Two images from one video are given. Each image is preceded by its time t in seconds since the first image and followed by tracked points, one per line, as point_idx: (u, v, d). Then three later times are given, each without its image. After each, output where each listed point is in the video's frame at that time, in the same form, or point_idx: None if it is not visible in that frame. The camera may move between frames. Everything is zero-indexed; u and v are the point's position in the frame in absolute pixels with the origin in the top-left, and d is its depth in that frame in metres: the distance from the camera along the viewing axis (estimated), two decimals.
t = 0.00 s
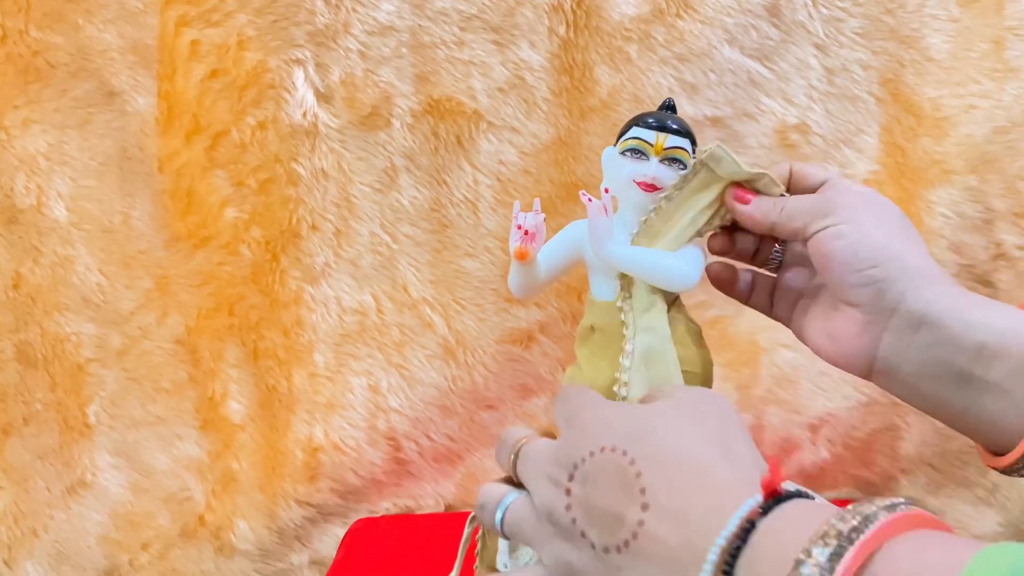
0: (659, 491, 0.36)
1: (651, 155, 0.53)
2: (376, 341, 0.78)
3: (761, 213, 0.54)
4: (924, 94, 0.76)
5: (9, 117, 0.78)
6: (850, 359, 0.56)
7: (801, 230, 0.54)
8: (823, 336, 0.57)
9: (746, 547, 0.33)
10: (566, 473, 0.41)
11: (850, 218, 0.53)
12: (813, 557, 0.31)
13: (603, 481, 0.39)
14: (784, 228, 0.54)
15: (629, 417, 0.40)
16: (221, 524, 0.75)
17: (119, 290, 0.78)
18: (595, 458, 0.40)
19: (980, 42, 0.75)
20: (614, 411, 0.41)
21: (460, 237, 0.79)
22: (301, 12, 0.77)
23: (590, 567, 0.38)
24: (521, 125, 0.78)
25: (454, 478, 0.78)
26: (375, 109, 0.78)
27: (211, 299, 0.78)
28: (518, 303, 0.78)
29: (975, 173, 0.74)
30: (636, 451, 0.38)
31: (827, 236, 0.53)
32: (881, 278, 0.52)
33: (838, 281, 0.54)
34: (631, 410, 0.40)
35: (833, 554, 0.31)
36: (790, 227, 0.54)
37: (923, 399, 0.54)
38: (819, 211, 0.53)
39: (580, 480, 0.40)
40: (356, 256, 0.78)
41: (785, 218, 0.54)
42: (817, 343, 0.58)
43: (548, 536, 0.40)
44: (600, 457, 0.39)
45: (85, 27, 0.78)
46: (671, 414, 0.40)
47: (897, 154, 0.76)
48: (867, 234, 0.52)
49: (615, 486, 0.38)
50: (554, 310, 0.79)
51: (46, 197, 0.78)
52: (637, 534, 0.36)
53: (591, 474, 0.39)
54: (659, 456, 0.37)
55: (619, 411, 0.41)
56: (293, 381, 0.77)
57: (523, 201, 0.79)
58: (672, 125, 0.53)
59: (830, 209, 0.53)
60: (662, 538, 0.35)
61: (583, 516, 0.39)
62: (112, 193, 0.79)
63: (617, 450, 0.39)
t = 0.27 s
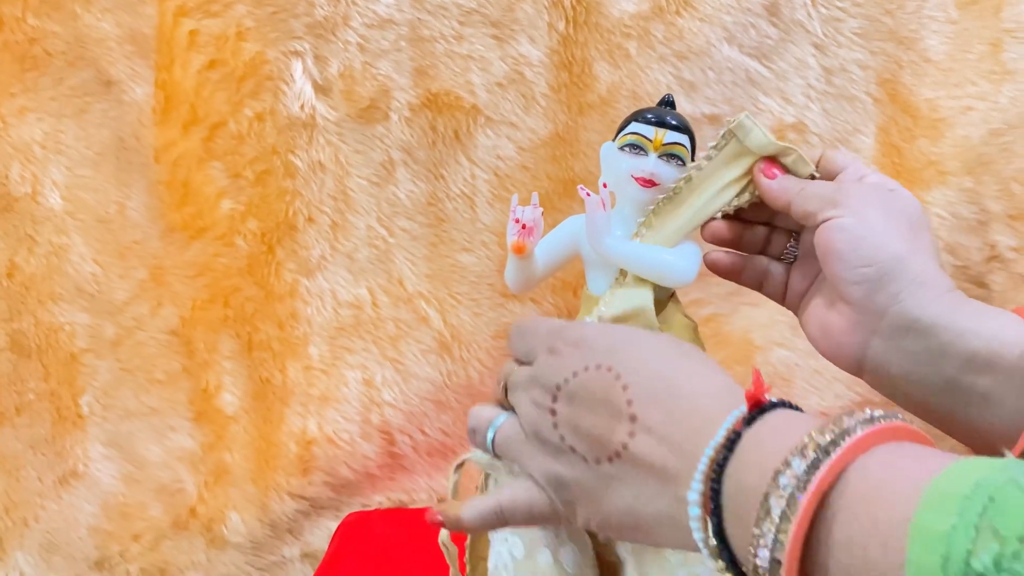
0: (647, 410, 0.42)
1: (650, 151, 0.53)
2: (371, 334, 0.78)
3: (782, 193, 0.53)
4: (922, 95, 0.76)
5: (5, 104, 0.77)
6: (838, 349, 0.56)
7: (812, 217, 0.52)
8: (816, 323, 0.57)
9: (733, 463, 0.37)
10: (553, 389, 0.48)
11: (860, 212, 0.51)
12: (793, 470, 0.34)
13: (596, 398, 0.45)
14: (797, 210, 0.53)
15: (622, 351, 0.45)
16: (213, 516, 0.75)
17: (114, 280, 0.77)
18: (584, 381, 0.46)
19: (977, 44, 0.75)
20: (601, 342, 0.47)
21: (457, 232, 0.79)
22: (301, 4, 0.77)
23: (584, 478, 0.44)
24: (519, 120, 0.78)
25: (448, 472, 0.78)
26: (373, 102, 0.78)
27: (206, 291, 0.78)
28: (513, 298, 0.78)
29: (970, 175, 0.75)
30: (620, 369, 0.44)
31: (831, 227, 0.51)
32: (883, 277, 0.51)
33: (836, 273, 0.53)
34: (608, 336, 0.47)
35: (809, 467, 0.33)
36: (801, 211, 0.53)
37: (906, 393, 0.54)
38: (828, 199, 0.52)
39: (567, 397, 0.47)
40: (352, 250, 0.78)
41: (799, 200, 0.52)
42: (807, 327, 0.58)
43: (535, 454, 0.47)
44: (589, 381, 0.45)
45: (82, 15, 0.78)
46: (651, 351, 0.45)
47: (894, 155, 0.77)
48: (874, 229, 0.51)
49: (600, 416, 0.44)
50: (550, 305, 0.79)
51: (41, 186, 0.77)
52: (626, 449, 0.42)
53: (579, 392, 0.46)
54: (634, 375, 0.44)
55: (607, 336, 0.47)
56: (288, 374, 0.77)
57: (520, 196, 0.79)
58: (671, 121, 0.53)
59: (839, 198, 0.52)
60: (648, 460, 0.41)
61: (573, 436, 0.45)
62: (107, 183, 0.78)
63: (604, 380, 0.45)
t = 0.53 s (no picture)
0: (576, 334, 0.39)
1: (641, 152, 0.53)
2: (360, 332, 0.78)
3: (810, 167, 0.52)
4: (914, 100, 0.76)
5: None
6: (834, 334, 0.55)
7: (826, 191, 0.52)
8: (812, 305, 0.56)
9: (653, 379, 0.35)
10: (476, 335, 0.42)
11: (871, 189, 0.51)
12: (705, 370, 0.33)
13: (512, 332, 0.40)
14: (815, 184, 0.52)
15: (557, 278, 0.42)
16: (200, 511, 0.74)
17: (104, 274, 0.77)
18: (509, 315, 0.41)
19: (969, 50, 0.76)
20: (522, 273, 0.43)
21: (448, 229, 0.79)
22: None
23: (501, 405, 0.39)
24: (512, 119, 0.78)
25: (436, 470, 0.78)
26: (366, 99, 0.78)
27: (196, 286, 0.77)
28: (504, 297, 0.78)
29: (961, 180, 0.75)
30: (549, 297, 0.40)
31: (840, 204, 0.51)
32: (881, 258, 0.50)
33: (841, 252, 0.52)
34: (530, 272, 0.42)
35: (720, 369, 0.33)
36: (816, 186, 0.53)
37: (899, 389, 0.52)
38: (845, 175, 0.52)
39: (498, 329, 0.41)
40: (343, 246, 0.78)
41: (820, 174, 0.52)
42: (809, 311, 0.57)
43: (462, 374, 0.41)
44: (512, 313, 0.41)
45: (74, 7, 0.78)
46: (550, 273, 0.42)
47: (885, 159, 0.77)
48: (881, 210, 0.51)
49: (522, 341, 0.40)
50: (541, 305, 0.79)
51: (31, 178, 0.77)
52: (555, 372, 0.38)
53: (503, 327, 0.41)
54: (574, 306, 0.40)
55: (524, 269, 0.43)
56: (277, 370, 0.77)
57: (512, 195, 0.79)
58: (662, 123, 0.53)
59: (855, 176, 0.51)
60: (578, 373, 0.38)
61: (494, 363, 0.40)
62: (98, 176, 0.78)
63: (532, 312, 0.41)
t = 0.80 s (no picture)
0: (594, 401, 0.37)
1: (635, 152, 0.53)
2: (354, 329, 0.77)
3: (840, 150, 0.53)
4: (908, 103, 0.77)
5: None
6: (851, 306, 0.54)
7: (852, 168, 0.53)
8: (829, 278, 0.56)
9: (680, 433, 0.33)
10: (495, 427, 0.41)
11: (899, 166, 0.51)
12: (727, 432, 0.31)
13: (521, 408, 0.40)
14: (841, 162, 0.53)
15: (569, 343, 0.41)
16: (192, 508, 0.74)
17: (97, 269, 0.77)
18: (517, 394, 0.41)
19: (964, 54, 0.76)
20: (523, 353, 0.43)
21: (443, 228, 0.79)
22: None
23: (536, 490, 0.38)
24: (508, 118, 0.78)
25: (429, 468, 0.78)
26: (362, 96, 0.78)
27: (190, 281, 0.77)
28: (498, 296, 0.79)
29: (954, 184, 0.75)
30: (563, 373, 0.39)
31: (868, 181, 0.52)
32: (906, 229, 0.50)
33: (866, 223, 0.52)
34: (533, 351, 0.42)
35: (751, 425, 0.30)
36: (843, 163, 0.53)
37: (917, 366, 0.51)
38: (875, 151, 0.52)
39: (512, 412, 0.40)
40: (337, 243, 0.78)
41: (848, 153, 0.53)
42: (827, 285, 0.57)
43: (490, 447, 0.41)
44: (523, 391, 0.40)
45: (71, 1, 0.77)
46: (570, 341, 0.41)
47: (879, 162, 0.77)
48: (908, 184, 0.51)
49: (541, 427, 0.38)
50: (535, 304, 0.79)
51: (26, 172, 0.77)
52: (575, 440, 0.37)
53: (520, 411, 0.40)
54: (582, 370, 0.39)
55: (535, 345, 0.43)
56: (270, 366, 0.77)
57: (507, 194, 0.79)
58: (657, 123, 0.53)
59: (885, 153, 0.52)
60: (597, 438, 0.36)
61: (516, 444, 0.39)
62: (93, 171, 0.78)
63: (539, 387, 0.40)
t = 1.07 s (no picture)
0: (784, 341, 0.35)
1: (631, 153, 0.53)
2: (351, 328, 0.78)
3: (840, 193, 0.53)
4: (904, 106, 0.77)
5: None
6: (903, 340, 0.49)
7: (869, 202, 0.52)
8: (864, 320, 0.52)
9: (881, 410, 0.32)
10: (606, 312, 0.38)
11: (917, 190, 0.51)
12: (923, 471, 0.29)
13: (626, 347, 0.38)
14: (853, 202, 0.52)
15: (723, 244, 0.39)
16: (188, 506, 0.74)
17: (94, 267, 0.77)
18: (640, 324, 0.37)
19: (960, 57, 0.76)
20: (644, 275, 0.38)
21: (440, 228, 0.79)
22: None
23: (668, 397, 0.37)
24: (505, 118, 0.78)
25: (424, 467, 0.78)
26: (359, 96, 0.78)
27: (186, 280, 0.77)
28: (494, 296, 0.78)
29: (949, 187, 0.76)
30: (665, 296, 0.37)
31: (889, 207, 0.51)
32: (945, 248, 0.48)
33: (898, 252, 0.50)
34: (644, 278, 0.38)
35: (977, 429, 0.29)
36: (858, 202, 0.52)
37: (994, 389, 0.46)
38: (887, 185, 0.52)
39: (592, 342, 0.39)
40: (334, 242, 0.78)
41: (857, 192, 0.53)
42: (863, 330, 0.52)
43: (617, 371, 0.38)
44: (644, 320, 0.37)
45: None
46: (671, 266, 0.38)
47: (875, 164, 0.77)
48: (936, 203, 0.50)
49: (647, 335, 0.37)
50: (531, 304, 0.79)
51: (22, 170, 0.77)
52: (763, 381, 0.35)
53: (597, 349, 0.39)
54: (701, 262, 0.38)
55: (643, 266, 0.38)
56: (266, 365, 0.77)
57: (503, 194, 0.79)
58: (652, 125, 0.53)
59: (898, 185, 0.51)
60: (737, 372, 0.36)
61: (676, 357, 0.37)
62: (90, 169, 0.78)
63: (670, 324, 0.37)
